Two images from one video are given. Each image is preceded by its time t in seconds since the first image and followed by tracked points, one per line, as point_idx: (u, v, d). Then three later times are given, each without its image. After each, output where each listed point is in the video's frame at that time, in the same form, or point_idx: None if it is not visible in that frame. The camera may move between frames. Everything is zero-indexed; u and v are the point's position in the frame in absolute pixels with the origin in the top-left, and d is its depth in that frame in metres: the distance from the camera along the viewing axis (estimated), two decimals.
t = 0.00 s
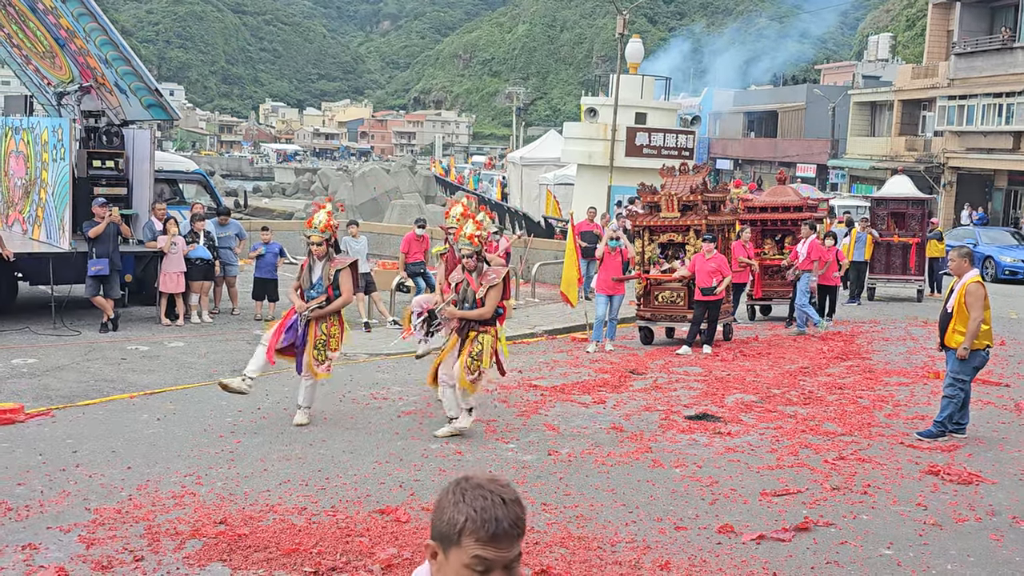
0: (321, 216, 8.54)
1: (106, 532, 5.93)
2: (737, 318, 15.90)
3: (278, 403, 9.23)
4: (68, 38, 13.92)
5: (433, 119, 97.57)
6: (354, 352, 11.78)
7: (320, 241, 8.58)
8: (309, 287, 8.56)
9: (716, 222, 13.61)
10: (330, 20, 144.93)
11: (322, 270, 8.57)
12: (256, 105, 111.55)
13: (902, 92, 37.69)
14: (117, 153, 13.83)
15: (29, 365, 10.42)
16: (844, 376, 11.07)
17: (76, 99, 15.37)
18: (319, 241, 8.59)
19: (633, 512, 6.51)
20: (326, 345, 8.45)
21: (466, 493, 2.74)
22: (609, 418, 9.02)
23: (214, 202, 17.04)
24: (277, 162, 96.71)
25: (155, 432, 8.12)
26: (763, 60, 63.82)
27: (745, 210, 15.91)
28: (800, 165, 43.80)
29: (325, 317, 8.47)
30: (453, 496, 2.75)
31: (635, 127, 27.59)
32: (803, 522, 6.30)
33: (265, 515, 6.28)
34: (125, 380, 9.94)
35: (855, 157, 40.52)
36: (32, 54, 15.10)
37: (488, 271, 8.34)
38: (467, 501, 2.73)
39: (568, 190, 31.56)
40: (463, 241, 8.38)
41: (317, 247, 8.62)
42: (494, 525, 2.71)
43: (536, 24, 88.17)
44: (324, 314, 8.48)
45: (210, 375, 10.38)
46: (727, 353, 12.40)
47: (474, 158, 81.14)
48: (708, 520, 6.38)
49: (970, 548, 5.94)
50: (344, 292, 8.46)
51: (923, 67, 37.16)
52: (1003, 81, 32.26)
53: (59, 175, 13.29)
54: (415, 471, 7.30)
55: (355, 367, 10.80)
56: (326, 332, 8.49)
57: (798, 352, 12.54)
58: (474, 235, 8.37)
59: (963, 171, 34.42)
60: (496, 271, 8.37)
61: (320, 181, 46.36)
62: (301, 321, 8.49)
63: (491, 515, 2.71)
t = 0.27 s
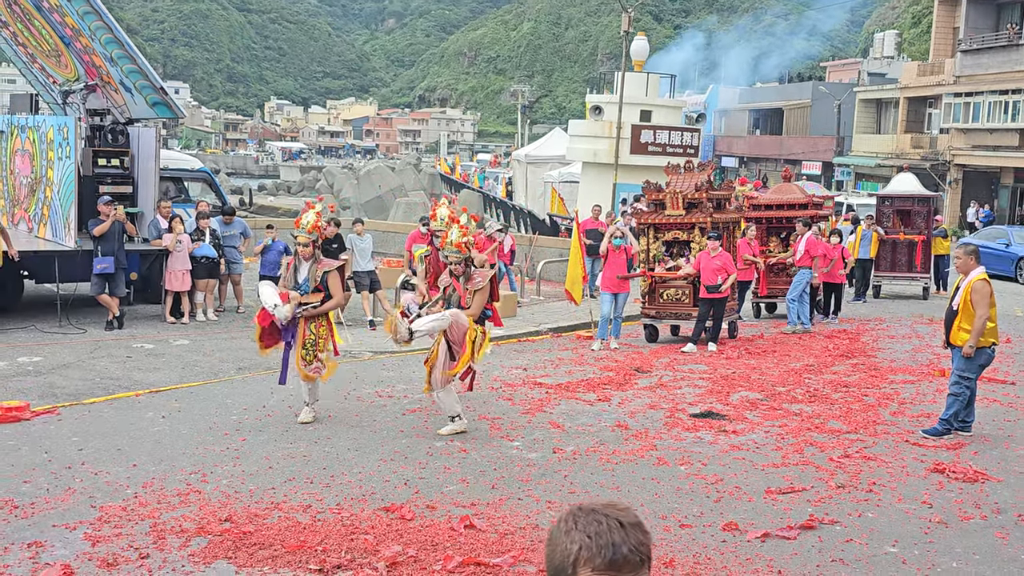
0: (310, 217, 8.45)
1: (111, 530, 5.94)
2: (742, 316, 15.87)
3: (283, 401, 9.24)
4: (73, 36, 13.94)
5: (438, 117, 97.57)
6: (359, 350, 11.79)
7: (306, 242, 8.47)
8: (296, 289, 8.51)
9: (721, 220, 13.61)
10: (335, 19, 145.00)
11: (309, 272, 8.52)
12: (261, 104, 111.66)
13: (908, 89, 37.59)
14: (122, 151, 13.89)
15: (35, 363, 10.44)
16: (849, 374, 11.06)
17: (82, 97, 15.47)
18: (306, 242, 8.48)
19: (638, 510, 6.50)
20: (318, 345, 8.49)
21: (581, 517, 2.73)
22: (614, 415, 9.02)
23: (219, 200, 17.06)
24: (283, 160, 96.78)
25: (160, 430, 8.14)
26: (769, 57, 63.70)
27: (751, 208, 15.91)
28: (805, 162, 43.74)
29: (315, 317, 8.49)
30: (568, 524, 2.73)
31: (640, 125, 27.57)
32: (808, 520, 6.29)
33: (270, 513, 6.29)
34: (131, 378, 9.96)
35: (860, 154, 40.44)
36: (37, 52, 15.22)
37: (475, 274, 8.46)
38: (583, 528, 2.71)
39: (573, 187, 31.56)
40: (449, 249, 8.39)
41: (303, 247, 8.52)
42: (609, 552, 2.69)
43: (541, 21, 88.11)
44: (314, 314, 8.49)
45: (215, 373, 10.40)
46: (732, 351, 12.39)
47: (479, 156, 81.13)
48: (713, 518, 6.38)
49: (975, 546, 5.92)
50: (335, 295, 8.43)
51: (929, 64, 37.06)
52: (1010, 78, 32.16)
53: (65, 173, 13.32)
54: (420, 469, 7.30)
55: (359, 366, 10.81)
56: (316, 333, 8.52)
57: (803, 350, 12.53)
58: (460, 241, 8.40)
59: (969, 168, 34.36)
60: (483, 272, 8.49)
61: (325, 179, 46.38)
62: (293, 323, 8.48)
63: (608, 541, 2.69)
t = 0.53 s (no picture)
0: (305, 227, 8.38)
1: (117, 527, 5.96)
2: (747, 314, 15.80)
3: (288, 400, 9.25)
4: (79, 34, 13.96)
5: (444, 115, 97.60)
6: (363, 347, 11.78)
7: (303, 253, 8.42)
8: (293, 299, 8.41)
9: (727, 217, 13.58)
10: (340, 17, 145.05)
11: (303, 284, 8.43)
12: (267, 102, 111.75)
13: (914, 86, 37.48)
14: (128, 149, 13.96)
15: (41, 361, 10.47)
16: (855, 371, 11.03)
17: (87, 96, 15.32)
18: (303, 253, 8.43)
19: (644, 507, 6.50)
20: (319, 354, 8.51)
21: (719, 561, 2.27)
22: (619, 413, 9.02)
23: (225, 199, 17.07)
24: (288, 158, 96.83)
25: (166, 428, 8.16)
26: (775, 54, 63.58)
27: (757, 205, 15.89)
28: (811, 159, 43.67)
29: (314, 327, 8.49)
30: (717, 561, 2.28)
31: (646, 122, 27.62)
32: (813, 517, 6.28)
33: (275, 510, 6.30)
34: (137, 376, 9.98)
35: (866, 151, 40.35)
36: (43, 51, 15.22)
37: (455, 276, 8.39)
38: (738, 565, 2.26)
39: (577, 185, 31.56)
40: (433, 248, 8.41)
41: (295, 256, 8.43)
42: None
43: (546, 19, 88.04)
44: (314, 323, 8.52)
45: (220, 371, 10.41)
46: (738, 348, 12.36)
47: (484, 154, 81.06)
48: (718, 515, 6.37)
49: (981, 544, 5.91)
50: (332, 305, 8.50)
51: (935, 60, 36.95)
52: (1016, 75, 32.07)
53: (71, 171, 13.31)
54: (425, 467, 7.30)
55: (364, 364, 10.79)
56: (315, 343, 8.52)
57: (809, 347, 12.50)
58: (443, 241, 8.40)
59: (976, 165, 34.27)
60: (462, 273, 8.39)
61: (331, 178, 46.40)
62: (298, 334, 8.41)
63: None
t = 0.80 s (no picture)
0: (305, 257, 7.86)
1: (122, 526, 5.96)
2: (752, 312, 15.78)
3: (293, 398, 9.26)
4: (83, 33, 13.98)
5: (448, 114, 97.65)
6: (367, 345, 11.78)
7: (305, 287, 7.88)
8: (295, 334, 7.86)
9: (731, 215, 13.59)
10: (344, 16, 145.13)
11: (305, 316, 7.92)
12: (271, 101, 111.85)
13: (919, 83, 37.41)
14: (133, 148, 14.07)
15: (46, 359, 10.48)
16: (860, 369, 11.01)
17: (91, 95, 15.34)
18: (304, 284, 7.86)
19: (648, 506, 6.49)
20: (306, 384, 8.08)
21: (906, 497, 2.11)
22: (623, 411, 9.01)
23: (229, 197, 17.09)
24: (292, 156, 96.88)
25: (170, 426, 8.16)
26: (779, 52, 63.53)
27: (761, 204, 15.92)
28: (815, 157, 43.60)
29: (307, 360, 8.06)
30: (875, 506, 2.14)
31: (650, 121, 27.54)
32: (818, 516, 6.27)
33: (280, 509, 6.30)
34: (141, 374, 9.98)
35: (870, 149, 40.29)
36: (48, 50, 15.23)
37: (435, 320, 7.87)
38: (903, 507, 2.12)
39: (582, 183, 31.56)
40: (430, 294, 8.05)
41: (289, 287, 7.83)
42: (949, 545, 2.07)
43: (551, 17, 88.03)
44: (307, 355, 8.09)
45: (225, 369, 10.42)
46: (742, 347, 12.34)
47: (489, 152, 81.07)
48: (723, 514, 6.36)
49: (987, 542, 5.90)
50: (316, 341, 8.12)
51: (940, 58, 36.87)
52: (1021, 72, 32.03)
53: (75, 170, 13.31)
54: (430, 466, 7.30)
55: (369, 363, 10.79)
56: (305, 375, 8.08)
57: (814, 345, 12.48)
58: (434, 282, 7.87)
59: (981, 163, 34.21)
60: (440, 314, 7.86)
61: (335, 177, 46.42)
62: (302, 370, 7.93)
63: (947, 529, 2.08)
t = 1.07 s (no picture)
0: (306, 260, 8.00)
1: (124, 525, 5.96)
2: (754, 312, 15.78)
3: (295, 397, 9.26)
4: (85, 33, 13.99)
5: (449, 113, 97.70)
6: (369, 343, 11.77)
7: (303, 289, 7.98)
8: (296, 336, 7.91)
9: (733, 214, 13.56)
10: (346, 15, 145.21)
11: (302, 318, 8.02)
12: (272, 100, 111.90)
13: (921, 82, 37.37)
14: (134, 148, 14.07)
15: (48, 359, 10.49)
16: (862, 368, 11.00)
17: (94, 94, 15.42)
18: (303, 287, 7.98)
19: (650, 505, 6.49)
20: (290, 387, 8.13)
21: None
22: (625, 411, 9.00)
23: (230, 196, 17.10)
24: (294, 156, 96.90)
25: (172, 425, 8.17)
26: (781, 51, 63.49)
27: (763, 203, 15.92)
28: (817, 156, 43.56)
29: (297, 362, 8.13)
30: (989, 452, 1.92)
31: (651, 119, 27.53)
32: (820, 514, 6.27)
33: (281, 508, 6.30)
34: (143, 374, 9.99)
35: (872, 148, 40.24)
36: (49, 49, 15.22)
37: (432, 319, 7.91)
38: None
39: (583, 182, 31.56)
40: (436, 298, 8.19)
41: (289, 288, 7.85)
42: None
43: (552, 16, 88.02)
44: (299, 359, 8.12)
45: (226, 369, 10.42)
46: (744, 345, 12.34)
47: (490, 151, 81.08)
48: (725, 513, 6.36)
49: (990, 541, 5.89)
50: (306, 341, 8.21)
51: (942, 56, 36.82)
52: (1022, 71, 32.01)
53: (76, 170, 13.32)
54: (432, 465, 7.29)
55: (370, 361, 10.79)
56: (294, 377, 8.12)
57: (815, 344, 12.48)
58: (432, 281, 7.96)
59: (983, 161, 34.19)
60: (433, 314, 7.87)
61: (336, 176, 46.43)
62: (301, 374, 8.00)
63: None
